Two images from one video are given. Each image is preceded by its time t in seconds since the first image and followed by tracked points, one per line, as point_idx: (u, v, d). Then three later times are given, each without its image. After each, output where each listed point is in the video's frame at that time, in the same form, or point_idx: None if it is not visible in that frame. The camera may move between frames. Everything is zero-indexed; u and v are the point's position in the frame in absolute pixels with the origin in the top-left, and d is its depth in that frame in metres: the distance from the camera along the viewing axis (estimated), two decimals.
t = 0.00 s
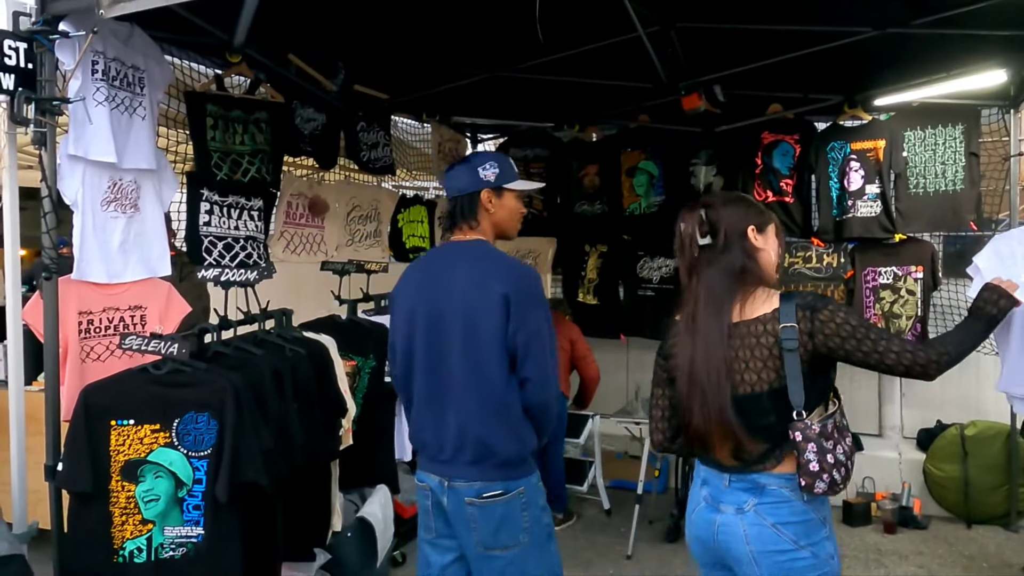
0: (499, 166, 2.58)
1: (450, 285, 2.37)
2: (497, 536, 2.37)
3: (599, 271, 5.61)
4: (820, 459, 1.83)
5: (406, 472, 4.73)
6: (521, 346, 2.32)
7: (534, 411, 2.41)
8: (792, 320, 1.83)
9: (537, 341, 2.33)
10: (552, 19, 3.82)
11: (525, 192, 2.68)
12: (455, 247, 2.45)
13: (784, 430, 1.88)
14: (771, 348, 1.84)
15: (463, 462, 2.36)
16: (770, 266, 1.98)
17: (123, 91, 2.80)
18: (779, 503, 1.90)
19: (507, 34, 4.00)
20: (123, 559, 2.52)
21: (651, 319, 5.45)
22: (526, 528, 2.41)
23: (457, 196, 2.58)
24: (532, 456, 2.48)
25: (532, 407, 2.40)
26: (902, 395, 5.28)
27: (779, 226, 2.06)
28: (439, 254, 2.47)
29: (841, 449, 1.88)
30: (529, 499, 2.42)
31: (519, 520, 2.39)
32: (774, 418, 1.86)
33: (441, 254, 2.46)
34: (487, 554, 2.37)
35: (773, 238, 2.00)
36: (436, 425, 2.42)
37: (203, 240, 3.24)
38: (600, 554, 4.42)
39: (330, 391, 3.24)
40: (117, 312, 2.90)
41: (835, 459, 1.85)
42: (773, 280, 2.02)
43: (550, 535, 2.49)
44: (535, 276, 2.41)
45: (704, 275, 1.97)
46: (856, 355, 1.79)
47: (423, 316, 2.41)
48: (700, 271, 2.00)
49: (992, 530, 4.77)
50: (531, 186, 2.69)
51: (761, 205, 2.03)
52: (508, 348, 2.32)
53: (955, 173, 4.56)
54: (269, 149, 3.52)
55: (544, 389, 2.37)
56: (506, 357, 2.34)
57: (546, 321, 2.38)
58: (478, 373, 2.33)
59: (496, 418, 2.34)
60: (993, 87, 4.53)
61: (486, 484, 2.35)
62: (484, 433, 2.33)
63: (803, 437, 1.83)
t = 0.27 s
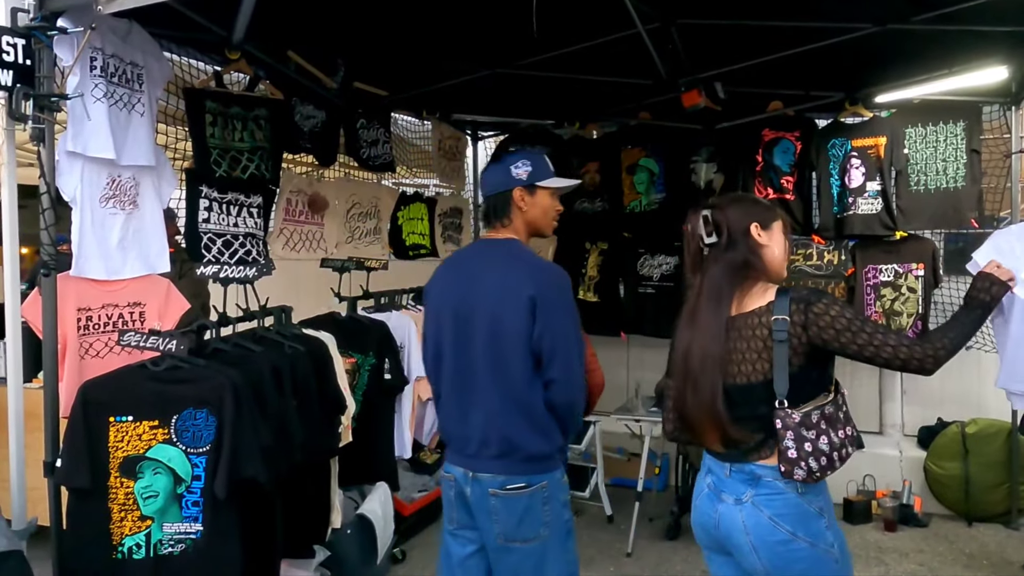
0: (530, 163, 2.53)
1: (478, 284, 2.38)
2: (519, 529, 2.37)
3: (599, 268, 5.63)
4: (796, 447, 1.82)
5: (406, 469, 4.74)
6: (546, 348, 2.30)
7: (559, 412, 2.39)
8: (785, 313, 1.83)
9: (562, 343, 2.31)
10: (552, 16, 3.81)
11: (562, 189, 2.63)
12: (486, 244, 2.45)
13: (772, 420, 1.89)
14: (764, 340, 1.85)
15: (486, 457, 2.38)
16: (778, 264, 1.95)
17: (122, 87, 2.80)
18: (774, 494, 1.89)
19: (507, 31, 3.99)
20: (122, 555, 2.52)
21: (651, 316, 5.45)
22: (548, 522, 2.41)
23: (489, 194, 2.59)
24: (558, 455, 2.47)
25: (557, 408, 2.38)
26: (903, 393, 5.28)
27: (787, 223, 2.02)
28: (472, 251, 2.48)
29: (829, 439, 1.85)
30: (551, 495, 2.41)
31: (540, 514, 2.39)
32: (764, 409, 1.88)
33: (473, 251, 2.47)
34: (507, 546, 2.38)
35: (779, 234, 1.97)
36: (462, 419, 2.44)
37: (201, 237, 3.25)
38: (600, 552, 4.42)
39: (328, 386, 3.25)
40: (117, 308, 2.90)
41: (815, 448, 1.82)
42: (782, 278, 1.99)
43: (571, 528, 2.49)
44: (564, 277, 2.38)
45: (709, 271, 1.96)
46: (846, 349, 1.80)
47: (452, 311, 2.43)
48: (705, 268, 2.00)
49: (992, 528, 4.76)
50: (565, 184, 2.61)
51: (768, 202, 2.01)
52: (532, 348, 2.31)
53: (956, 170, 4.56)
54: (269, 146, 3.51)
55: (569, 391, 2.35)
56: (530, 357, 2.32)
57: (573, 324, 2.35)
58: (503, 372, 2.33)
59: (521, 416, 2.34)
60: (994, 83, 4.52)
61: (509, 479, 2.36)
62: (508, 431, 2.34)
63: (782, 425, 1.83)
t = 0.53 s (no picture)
0: (573, 163, 2.60)
1: (514, 281, 2.40)
2: (548, 521, 2.38)
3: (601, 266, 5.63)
4: (809, 438, 1.83)
5: (408, 467, 4.72)
6: (575, 346, 2.31)
7: (589, 410, 2.39)
8: (789, 306, 1.83)
9: (593, 342, 2.31)
10: (553, 14, 3.81)
11: (604, 187, 2.69)
12: (524, 241, 2.48)
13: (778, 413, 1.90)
14: (768, 334, 1.85)
15: (517, 451, 2.39)
16: (787, 259, 1.95)
17: (124, 85, 2.80)
18: (784, 482, 1.88)
19: (508, 28, 3.99)
20: (124, 552, 2.52)
21: (653, 314, 5.45)
22: (578, 515, 2.42)
23: (532, 194, 2.66)
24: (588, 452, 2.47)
25: (587, 406, 2.38)
26: (905, 391, 5.28)
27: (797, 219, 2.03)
28: (509, 248, 2.51)
29: (839, 430, 1.86)
30: (580, 491, 2.42)
31: (570, 508, 2.40)
32: (775, 400, 1.89)
33: (511, 249, 2.49)
34: (535, 538, 2.39)
35: (788, 230, 1.97)
36: (494, 413, 2.46)
37: (203, 234, 3.25)
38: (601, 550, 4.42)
39: (330, 383, 3.25)
40: (118, 306, 2.90)
41: (827, 438, 1.83)
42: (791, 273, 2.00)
43: (598, 524, 2.49)
44: (597, 276, 2.39)
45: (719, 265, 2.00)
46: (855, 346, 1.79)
47: (488, 306, 2.46)
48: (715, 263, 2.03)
49: (994, 526, 4.75)
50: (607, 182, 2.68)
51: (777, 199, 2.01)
52: (563, 346, 2.32)
53: (958, 168, 4.53)
54: (270, 143, 3.52)
55: (598, 390, 2.34)
56: (561, 355, 2.34)
57: (604, 323, 2.35)
58: (534, 368, 2.35)
59: (551, 413, 2.35)
60: (997, 81, 4.50)
61: (539, 472, 2.37)
62: (537, 427, 2.35)
63: (793, 417, 1.83)
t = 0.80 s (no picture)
0: (605, 159, 2.60)
1: (541, 277, 2.43)
2: (570, 516, 2.43)
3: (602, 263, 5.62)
4: (812, 428, 1.82)
5: (409, 464, 4.70)
6: (599, 343, 2.33)
7: (614, 406, 2.41)
8: (797, 298, 1.83)
9: (617, 339, 2.33)
10: (554, 10, 3.80)
11: (634, 185, 2.69)
12: (552, 238, 2.50)
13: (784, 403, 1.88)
14: (778, 325, 1.85)
15: (542, 445, 2.43)
16: (793, 253, 1.97)
17: (124, 81, 2.80)
18: (792, 468, 1.87)
19: (509, 24, 3.98)
20: (125, 548, 2.53)
21: (655, 312, 5.44)
22: (599, 513, 2.45)
23: (562, 189, 2.66)
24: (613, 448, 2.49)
25: (611, 402, 2.40)
26: (907, 389, 5.28)
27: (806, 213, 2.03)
28: (538, 244, 2.54)
29: (844, 420, 1.84)
30: (602, 488, 2.45)
31: (591, 504, 2.43)
32: (777, 394, 1.88)
33: (540, 244, 2.52)
34: (560, 532, 2.44)
35: (795, 224, 1.98)
36: (521, 406, 2.51)
37: (204, 231, 3.25)
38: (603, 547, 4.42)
39: (330, 379, 3.24)
40: (119, 302, 2.89)
41: (831, 427, 1.82)
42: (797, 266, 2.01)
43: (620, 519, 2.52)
44: (623, 274, 2.40)
45: (727, 256, 2.00)
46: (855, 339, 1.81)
47: (516, 301, 2.51)
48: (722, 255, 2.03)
49: (997, 524, 4.74)
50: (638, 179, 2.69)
51: (784, 193, 2.00)
52: (586, 343, 2.35)
53: (962, 165, 4.52)
54: (271, 140, 3.51)
55: (623, 387, 2.36)
56: (585, 352, 2.37)
57: (630, 320, 2.37)
58: (559, 363, 2.39)
59: (575, 408, 2.39)
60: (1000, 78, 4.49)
61: (562, 466, 2.41)
62: (561, 421, 2.39)
63: (795, 406, 1.83)
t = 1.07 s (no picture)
0: (630, 157, 2.58)
1: (557, 272, 2.47)
2: (580, 509, 2.45)
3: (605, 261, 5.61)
4: (825, 423, 1.81)
5: (411, 461, 4.69)
6: (607, 338, 2.33)
7: (624, 403, 2.38)
8: (804, 294, 1.83)
9: (625, 334, 2.31)
10: (558, 6, 3.79)
11: (659, 183, 2.67)
12: (574, 234, 2.54)
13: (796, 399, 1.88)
14: (784, 321, 1.85)
15: (554, 437, 2.47)
16: (800, 251, 1.96)
17: (127, 77, 2.80)
18: (803, 464, 1.87)
19: (513, 21, 3.97)
20: (128, 544, 2.53)
21: (657, 309, 5.44)
22: (609, 508, 2.45)
23: (585, 186, 2.65)
24: (628, 445, 2.47)
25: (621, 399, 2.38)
26: (910, 387, 5.26)
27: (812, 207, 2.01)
28: (561, 239, 2.58)
29: (856, 415, 1.84)
30: (611, 484, 2.44)
31: (601, 499, 2.44)
32: (788, 389, 1.88)
33: (562, 240, 2.55)
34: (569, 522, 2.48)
35: (801, 221, 1.97)
36: (538, 398, 2.55)
37: (208, 228, 3.25)
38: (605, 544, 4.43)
39: (333, 377, 3.24)
40: (122, 298, 2.89)
41: (845, 422, 1.81)
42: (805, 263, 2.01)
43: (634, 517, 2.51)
44: (636, 270, 2.38)
45: (733, 257, 2.01)
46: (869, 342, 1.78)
47: (536, 296, 2.56)
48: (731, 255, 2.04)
49: (999, 522, 4.74)
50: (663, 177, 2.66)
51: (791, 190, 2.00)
52: (596, 337, 2.36)
53: (965, 162, 4.52)
54: (275, 136, 3.51)
55: (631, 384, 2.33)
56: (595, 346, 2.38)
57: (641, 316, 2.34)
58: (570, 357, 2.42)
59: (584, 402, 2.40)
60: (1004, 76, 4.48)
61: (572, 459, 2.44)
62: (571, 414, 2.42)
63: (809, 402, 1.83)
